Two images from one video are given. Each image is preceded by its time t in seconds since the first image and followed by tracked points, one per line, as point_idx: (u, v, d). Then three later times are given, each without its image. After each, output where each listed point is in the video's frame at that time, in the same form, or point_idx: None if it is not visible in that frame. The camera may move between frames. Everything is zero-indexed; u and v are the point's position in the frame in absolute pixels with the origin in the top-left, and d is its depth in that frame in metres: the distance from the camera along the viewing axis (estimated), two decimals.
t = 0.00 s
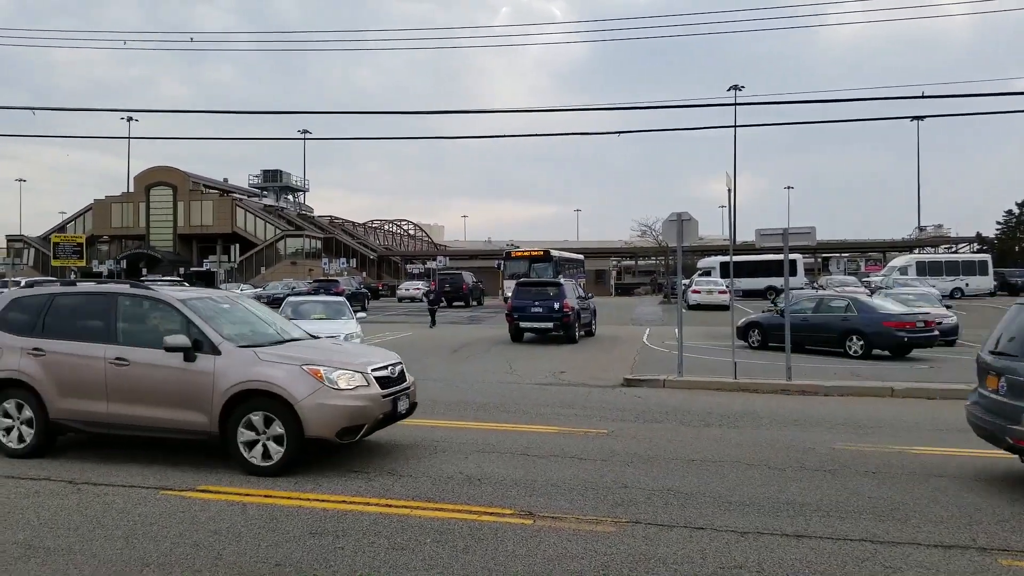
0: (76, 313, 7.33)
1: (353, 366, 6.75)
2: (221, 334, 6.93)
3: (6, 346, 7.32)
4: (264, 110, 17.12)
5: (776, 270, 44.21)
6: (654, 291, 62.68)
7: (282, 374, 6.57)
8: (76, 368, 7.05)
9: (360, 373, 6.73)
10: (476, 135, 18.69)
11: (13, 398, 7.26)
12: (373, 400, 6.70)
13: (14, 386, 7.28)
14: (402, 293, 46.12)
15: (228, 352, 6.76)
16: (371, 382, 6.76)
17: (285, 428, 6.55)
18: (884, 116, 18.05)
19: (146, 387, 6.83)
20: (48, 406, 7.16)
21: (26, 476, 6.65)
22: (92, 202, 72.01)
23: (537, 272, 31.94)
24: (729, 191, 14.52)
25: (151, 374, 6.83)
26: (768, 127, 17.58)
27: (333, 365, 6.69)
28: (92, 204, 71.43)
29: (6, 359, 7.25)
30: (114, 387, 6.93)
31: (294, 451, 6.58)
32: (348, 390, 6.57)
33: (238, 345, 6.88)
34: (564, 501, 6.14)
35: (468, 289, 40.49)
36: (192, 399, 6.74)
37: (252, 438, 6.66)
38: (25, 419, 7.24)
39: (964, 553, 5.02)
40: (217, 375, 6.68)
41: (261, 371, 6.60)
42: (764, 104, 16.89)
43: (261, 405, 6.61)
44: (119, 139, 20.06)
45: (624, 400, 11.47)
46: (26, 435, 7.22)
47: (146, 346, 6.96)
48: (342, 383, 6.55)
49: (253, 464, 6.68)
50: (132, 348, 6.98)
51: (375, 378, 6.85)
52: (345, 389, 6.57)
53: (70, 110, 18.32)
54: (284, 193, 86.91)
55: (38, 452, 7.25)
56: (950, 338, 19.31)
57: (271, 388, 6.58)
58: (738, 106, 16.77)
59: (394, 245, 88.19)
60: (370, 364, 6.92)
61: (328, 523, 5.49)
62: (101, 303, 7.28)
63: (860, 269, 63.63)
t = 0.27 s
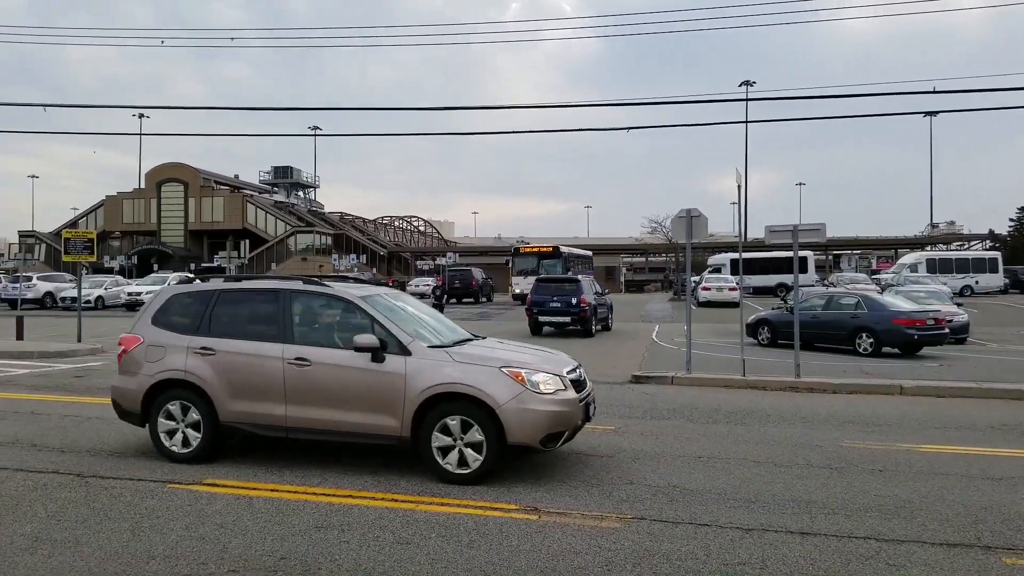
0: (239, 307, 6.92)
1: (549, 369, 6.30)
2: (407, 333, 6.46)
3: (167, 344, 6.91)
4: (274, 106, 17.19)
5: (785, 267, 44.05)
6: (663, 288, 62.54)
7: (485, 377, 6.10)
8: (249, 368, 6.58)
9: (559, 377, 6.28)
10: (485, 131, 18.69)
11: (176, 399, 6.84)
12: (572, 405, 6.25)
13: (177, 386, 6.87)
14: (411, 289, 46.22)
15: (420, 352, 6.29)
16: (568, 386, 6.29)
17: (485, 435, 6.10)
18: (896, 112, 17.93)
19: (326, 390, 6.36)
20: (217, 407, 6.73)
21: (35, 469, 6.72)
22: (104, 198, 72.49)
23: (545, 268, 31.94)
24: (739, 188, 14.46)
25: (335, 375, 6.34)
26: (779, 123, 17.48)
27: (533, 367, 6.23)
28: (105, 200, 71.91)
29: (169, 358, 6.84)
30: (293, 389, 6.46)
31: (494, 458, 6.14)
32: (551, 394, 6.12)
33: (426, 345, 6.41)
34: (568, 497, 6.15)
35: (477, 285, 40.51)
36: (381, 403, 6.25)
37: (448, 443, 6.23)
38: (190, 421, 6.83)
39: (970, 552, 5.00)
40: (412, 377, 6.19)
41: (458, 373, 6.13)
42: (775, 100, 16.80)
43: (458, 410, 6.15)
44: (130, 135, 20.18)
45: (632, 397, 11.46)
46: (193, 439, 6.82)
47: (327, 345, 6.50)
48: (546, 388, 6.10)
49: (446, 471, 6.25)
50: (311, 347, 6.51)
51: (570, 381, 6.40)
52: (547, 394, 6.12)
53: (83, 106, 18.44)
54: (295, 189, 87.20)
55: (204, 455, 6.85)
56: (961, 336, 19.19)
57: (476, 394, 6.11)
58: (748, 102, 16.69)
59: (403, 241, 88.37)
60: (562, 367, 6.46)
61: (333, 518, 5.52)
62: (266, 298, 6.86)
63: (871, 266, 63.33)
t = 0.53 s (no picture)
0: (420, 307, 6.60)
1: (772, 378, 5.94)
2: (614, 337, 6.09)
3: (347, 344, 6.58)
4: (278, 102, 17.15)
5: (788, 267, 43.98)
6: (667, 287, 62.44)
7: (710, 386, 5.72)
8: (442, 372, 6.23)
9: (784, 388, 5.92)
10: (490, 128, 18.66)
11: (358, 402, 6.48)
12: (799, 418, 5.86)
13: (358, 390, 6.54)
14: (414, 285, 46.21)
15: (631, 358, 5.92)
16: (790, 396, 5.92)
17: (713, 451, 5.71)
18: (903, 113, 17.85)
19: (526, 395, 6.02)
20: (404, 413, 6.38)
21: (35, 463, 6.72)
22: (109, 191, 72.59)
23: (550, 265, 31.90)
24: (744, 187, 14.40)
25: (542, 381, 5.99)
26: (785, 122, 17.43)
27: (759, 376, 5.87)
28: (109, 193, 71.99)
29: (350, 359, 6.51)
30: (490, 394, 6.11)
31: (720, 473, 5.75)
32: (780, 404, 5.75)
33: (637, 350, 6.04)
34: (570, 495, 6.13)
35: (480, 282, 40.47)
36: (592, 413, 5.90)
37: (667, 456, 5.85)
38: (374, 429, 6.47)
39: (971, 554, 4.98)
40: (628, 383, 5.83)
41: (685, 381, 5.75)
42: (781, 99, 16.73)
43: (680, 420, 5.76)
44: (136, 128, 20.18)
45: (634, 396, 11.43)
46: (376, 449, 6.45)
47: (524, 348, 6.14)
48: (775, 397, 5.75)
49: (665, 485, 5.88)
50: (508, 350, 6.16)
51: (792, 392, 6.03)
52: (777, 403, 5.75)
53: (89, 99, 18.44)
54: (299, 184, 87.23)
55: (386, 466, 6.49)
56: (964, 338, 19.12)
57: (701, 404, 5.73)
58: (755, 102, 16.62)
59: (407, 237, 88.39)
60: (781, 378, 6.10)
61: (333, 514, 5.51)
62: (449, 298, 6.52)
63: (874, 267, 63.22)
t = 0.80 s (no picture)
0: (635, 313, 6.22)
1: None
2: (865, 346, 5.74)
3: (557, 353, 6.17)
4: (284, 104, 17.21)
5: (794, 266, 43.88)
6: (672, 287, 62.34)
7: (985, 399, 5.30)
8: (675, 385, 5.82)
9: None
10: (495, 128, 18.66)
11: (576, 417, 6.05)
12: None
13: (568, 402, 6.14)
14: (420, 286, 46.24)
15: (890, 368, 5.56)
16: None
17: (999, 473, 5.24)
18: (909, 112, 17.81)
19: (773, 408, 5.62)
20: (625, 429, 5.98)
21: (42, 464, 6.74)
22: (115, 193, 72.89)
23: (551, 265, 31.82)
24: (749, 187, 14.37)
25: (797, 395, 5.60)
26: (789, 121, 17.39)
27: None
28: (116, 195, 72.29)
29: (562, 369, 6.10)
30: (729, 408, 5.72)
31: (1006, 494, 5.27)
32: None
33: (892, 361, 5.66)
34: (575, 496, 6.12)
35: (485, 282, 40.47)
36: (858, 429, 5.51)
37: (939, 473, 5.40)
38: (592, 447, 6.05)
39: (980, 554, 4.95)
40: (893, 397, 5.45)
41: (964, 395, 5.34)
42: (786, 98, 16.72)
43: (954, 436, 5.35)
44: (142, 130, 20.26)
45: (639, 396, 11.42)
46: (594, 468, 6.04)
47: (759, 358, 5.77)
48: None
49: (933, 504, 5.39)
50: (742, 360, 5.79)
51: None
52: None
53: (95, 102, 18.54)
54: (305, 185, 87.46)
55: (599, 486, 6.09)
56: (972, 338, 19.03)
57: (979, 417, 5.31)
58: (761, 100, 16.59)
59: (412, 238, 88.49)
60: None
61: (338, 515, 5.52)
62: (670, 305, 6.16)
63: (880, 266, 63.01)
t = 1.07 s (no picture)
0: (897, 321, 5.68)
1: None
2: None
3: (818, 366, 5.64)
4: (292, 106, 17.29)
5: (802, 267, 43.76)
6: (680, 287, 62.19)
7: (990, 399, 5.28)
8: (964, 399, 5.27)
9: None
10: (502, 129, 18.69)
11: (837, 436, 5.53)
12: None
13: None
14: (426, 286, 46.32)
15: None
16: None
17: None
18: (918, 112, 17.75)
19: None
20: (901, 447, 5.41)
21: (50, 464, 6.77)
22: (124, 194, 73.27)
23: (556, 266, 31.91)
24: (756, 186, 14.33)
25: None
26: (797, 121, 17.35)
27: None
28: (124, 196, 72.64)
29: (822, 384, 5.57)
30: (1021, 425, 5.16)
31: None
32: None
33: None
34: (581, 496, 6.12)
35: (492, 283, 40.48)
36: None
37: (827, 463, 5.59)
38: (861, 473, 5.50)
39: (988, 557, 4.92)
40: None
41: None
42: (793, 98, 16.68)
43: (839, 430, 5.53)
44: (150, 132, 20.37)
45: (647, 397, 11.40)
46: (854, 496, 5.52)
47: None
48: None
49: None
50: None
51: None
52: None
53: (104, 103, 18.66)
54: (312, 186, 87.73)
55: None
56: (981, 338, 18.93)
57: None
58: (768, 101, 16.58)
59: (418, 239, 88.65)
60: None
61: (345, 515, 5.53)
62: (936, 309, 5.64)
63: (888, 267, 62.79)
